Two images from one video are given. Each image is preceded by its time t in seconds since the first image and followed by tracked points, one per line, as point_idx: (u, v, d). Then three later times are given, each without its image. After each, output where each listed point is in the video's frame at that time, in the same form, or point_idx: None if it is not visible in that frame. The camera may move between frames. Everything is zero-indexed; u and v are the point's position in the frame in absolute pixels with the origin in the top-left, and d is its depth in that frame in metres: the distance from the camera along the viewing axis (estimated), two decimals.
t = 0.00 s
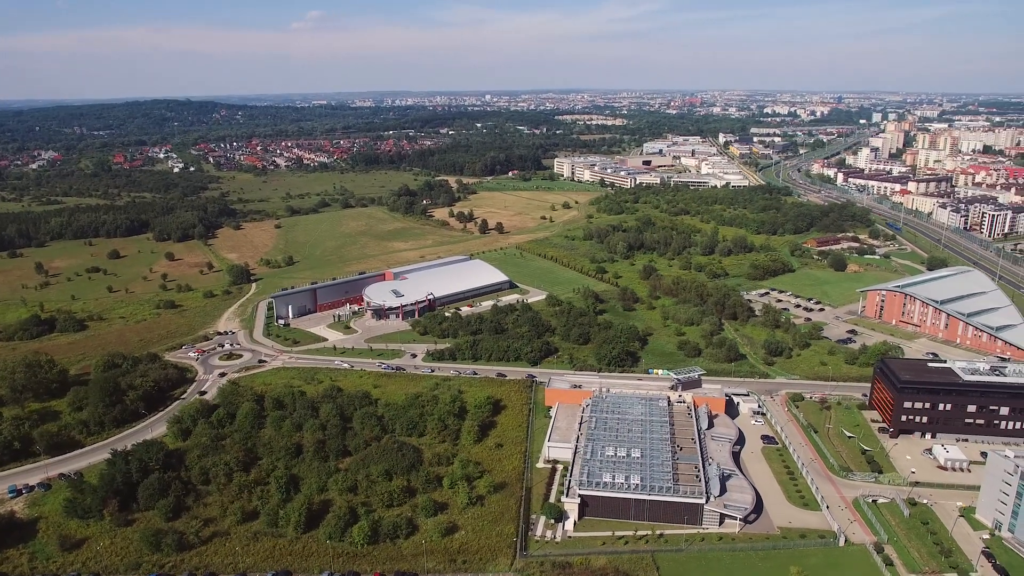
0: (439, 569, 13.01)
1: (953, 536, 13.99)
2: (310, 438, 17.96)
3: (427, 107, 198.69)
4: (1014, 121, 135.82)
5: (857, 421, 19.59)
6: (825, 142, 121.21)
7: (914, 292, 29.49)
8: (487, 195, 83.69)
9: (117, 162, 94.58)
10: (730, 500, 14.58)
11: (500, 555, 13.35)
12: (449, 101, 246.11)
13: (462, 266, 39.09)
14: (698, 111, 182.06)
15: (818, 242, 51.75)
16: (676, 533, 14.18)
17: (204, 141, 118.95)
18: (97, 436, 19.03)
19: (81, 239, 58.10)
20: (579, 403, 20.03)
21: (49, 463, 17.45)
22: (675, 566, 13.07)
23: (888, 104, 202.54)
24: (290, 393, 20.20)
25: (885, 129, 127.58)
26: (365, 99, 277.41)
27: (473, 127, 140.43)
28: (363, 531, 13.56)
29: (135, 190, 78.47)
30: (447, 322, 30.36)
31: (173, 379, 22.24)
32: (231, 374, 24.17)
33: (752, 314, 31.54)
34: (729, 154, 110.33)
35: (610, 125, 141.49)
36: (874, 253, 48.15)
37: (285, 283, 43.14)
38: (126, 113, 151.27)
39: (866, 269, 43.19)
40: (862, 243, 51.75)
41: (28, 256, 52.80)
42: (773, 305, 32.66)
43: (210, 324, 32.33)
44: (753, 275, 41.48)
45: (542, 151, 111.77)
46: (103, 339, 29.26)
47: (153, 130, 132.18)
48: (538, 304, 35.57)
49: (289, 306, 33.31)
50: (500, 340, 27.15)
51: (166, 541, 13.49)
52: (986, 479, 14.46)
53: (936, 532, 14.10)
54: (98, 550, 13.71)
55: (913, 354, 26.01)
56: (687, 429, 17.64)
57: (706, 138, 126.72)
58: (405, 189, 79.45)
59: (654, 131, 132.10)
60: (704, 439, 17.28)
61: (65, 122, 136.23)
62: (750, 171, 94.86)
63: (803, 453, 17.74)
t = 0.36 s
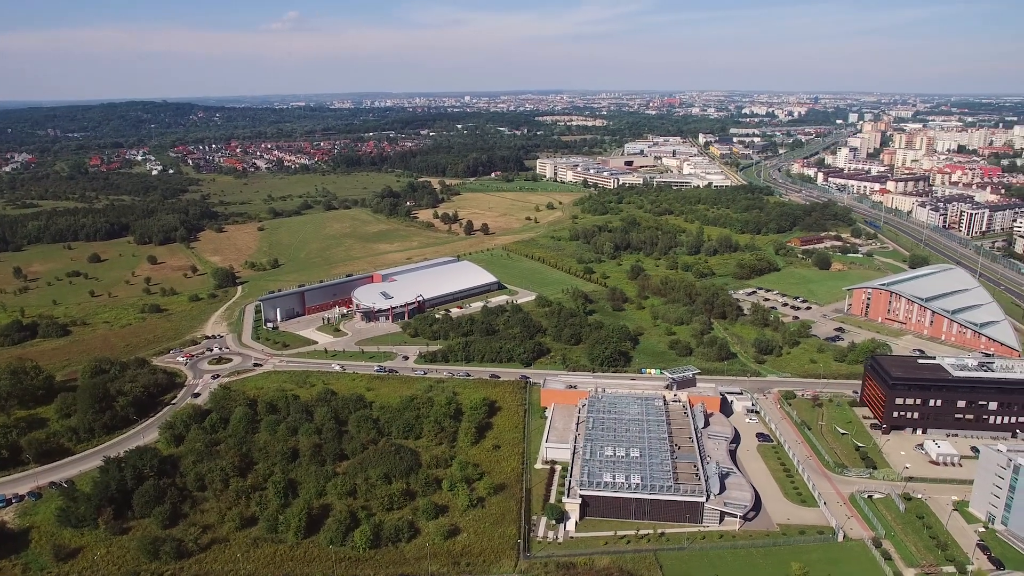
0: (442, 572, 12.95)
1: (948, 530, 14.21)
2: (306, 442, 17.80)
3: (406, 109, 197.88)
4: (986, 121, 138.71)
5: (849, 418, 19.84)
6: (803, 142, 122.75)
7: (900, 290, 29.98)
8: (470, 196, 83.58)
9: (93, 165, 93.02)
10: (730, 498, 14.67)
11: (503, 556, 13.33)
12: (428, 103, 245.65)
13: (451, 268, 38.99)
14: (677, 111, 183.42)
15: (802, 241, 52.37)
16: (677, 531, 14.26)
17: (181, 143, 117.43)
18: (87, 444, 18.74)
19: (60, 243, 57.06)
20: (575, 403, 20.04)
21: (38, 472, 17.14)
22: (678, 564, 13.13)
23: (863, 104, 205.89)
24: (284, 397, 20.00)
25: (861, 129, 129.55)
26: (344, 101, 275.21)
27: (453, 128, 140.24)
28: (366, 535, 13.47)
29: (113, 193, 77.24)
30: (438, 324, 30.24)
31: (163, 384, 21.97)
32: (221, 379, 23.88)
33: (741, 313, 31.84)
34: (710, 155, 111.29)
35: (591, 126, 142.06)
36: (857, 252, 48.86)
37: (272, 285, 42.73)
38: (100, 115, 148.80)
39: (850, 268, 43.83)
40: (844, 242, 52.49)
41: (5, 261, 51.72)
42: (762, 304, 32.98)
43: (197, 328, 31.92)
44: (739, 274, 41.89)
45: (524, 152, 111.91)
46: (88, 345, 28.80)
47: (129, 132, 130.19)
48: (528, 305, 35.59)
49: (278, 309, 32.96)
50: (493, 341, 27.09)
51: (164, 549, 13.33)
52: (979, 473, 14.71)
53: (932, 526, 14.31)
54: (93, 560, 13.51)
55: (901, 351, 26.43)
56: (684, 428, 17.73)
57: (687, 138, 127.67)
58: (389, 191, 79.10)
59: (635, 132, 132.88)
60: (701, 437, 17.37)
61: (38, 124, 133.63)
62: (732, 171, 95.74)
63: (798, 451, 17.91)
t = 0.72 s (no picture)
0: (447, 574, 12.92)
1: (945, 523, 14.43)
2: (304, 446, 17.68)
3: (387, 110, 196.97)
4: (962, 121, 141.17)
5: (842, 415, 20.08)
6: (784, 142, 124.10)
7: (887, 287, 30.43)
8: (456, 197, 83.43)
9: (71, 167, 91.48)
10: (730, 495, 14.77)
11: (507, 557, 13.31)
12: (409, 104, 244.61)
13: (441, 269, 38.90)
14: (657, 111, 184.53)
15: (788, 240, 52.92)
16: (679, 529, 14.34)
17: (161, 145, 115.94)
18: (78, 451, 18.60)
19: (40, 246, 56.11)
20: (571, 403, 20.06)
21: (29, 480, 17.03)
22: (682, 562, 13.20)
23: (841, 104, 208.82)
24: (279, 401, 19.87)
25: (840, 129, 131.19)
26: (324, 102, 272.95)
27: (436, 129, 139.89)
28: (368, 539, 13.40)
29: (93, 196, 76.10)
30: (430, 325, 30.13)
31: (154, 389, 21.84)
32: (213, 383, 23.65)
33: (731, 312, 32.09)
34: (692, 154, 112.04)
35: (573, 127, 142.41)
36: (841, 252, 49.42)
37: (260, 288, 42.36)
38: (76, 116, 146.36)
39: (835, 267, 44.31)
40: (829, 241, 53.14)
41: None
42: (751, 303, 33.28)
43: (186, 332, 31.61)
44: (728, 273, 42.27)
45: (507, 152, 111.90)
46: (75, 351, 28.46)
47: (107, 134, 128.23)
48: (519, 305, 35.61)
49: (267, 312, 32.65)
50: (486, 342, 27.06)
51: (164, 556, 13.21)
52: (973, 467, 14.97)
53: (928, 520, 14.53)
54: (90, 568, 13.43)
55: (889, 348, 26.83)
56: (681, 427, 17.84)
57: (669, 139, 128.48)
58: (374, 192, 78.72)
59: (618, 133, 133.54)
60: (699, 435, 17.49)
61: (12, 126, 131.17)
62: (715, 171, 96.49)
63: (794, 447, 18.08)
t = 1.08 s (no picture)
0: None
1: (944, 518, 14.63)
2: (304, 450, 17.58)
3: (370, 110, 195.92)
4: (941, 121, 143.18)
5: (838, 412, 20.29)
6: (768, 142, 125.19)
7: (876, 286, 30.83)
8: (443, 198, 83.26)
9: (51, 169, 90.07)
10: (732, 493, 14.87)
11: (513, 558, 13.30)
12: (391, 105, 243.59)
13: (433, 270, 38.77)
14: (640, 112, 185.27)
15: (776, 239, 53.43)
16: (683, 528, 14.42)
17: (142, 146, 114.54)
18: (73, 457, 18.52)
19: (22, 249, 55.24)
20: (570, 403, 20.08)
21: (24, 487, 16.98)
22: (687, 559, 13.27)
23: (822, 104, 211.33)
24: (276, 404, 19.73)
25: (822, 129, 132.47)
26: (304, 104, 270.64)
27: (421, 130, 139.53)
28: (374, 542, 13.34)
29: (75, 198, 75.00)
30: (424, 326, 29.99)
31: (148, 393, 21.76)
32: (206, 387, 23.43)
33: (723, 311, 32.30)
34: (677, 154, 112.59)
35: (558, 127, 142.58)
36: (829, 249, 50.25)
37: (249, 290, 42.01)
38: (54, 117, 144.12)
39: (823, 265, 45.02)
40: (816, 240, 53.71)
41: None
42: (743, 302, 33.52)
43: (176, 336, 31.34)
44: (718, 273, 42.58)
45: (493, 153, 111.83)
46: (64, 357, 28.20)
47: (86, 135, 126.37)
48: (512, 305, 35.59)
49: (258, 314, 32.39)
50: (481, 343, 27.02)
51: (167, 562, 13.11)
52: (971, 462, 15.18)
53: (927, 515, 14.71)
54: None
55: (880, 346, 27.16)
56: (680, 426, 17.95)
57: (654, 139, 129.09)
58: (361, 193, 78.33)
59: (603, 133, 134.00)
60: (699, 434, 17.60)
61: None
62: (701, 171, 97.07)
63: (792, 445, 18.23)
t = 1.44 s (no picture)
0: None
1: (944, 514, 14.80)
2: (304, 453, 17.47)
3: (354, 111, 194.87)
4: (921, 121, 145.03)
5: (835, 410, 20.49)
6: (753, 142, 126.15)
7: (868, 284, 31.17)
8: (431, 198, 83.11)
9: (31, 171, 88.66)
10: (736, 491, 14.96)
11: (521, 559, 13.29)
12: (374, 105, 242.36)
13: (426, 271, 38.68)
14: (625, 112, 185.91)
15: (765, 238, 53.87)
16: (688, 527, 14.48)
17: (124, 147, 113.10)
18: (68, 462, 18.31)
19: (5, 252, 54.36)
20: (570, 403, 20.09)
21: (20, 494, 16.76)
22: (694, 558, 13.32)
23: (804, 104, 213.72)
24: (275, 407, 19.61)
25: (806, 129, 133.67)
26: (287, 105, 268.65)
27: (407, 130, 139.14)
28: (380, 544, 13.28)
29: (58, 200, 73.93)
30: (420, 328, 29.90)
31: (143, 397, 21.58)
32: (202, 390, 23.24)
33: (717, 310, 32.48)
34: (664, 155, 113.08)
35: (544, 128, 142.69)
36: (818, 248, 50.78)
37: (240, 292, 41.66)
38: (32, 118, 141.85)
39: (813, 264, 45.47)
40: (805, 239, 54.21)
41: None
42: (736, 301, 33.75)
43: (169, 339, 31.06)
44: (710, 273, 42.86)
45: (480, 153, 111.74)
46: (54, 361, 27.90)
47: (66, 137, 124.50)
48: (506, 306, 35.60)
49: (251, 317, 32.15)
50: (478, 343, 26.97)
51: (171, 567, 13.01)
52: (969, 457, 15.39)
53: (927, 510, 14.89)
54: None
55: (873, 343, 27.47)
56: (681, 425, 18.03)
57: (640, 139, 129.68)
58: (349, 194, 77.93)
59: (589, 133, 134.40)
60: (700, 433, 17.68)
61: None
62: (688, 171, 97.61)
63: (792, 443, 18.37)
